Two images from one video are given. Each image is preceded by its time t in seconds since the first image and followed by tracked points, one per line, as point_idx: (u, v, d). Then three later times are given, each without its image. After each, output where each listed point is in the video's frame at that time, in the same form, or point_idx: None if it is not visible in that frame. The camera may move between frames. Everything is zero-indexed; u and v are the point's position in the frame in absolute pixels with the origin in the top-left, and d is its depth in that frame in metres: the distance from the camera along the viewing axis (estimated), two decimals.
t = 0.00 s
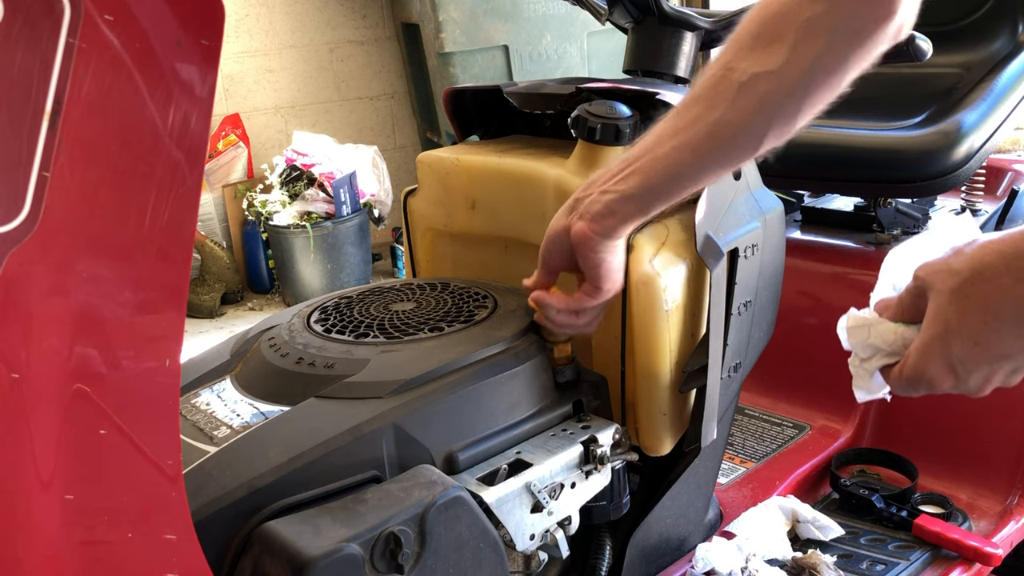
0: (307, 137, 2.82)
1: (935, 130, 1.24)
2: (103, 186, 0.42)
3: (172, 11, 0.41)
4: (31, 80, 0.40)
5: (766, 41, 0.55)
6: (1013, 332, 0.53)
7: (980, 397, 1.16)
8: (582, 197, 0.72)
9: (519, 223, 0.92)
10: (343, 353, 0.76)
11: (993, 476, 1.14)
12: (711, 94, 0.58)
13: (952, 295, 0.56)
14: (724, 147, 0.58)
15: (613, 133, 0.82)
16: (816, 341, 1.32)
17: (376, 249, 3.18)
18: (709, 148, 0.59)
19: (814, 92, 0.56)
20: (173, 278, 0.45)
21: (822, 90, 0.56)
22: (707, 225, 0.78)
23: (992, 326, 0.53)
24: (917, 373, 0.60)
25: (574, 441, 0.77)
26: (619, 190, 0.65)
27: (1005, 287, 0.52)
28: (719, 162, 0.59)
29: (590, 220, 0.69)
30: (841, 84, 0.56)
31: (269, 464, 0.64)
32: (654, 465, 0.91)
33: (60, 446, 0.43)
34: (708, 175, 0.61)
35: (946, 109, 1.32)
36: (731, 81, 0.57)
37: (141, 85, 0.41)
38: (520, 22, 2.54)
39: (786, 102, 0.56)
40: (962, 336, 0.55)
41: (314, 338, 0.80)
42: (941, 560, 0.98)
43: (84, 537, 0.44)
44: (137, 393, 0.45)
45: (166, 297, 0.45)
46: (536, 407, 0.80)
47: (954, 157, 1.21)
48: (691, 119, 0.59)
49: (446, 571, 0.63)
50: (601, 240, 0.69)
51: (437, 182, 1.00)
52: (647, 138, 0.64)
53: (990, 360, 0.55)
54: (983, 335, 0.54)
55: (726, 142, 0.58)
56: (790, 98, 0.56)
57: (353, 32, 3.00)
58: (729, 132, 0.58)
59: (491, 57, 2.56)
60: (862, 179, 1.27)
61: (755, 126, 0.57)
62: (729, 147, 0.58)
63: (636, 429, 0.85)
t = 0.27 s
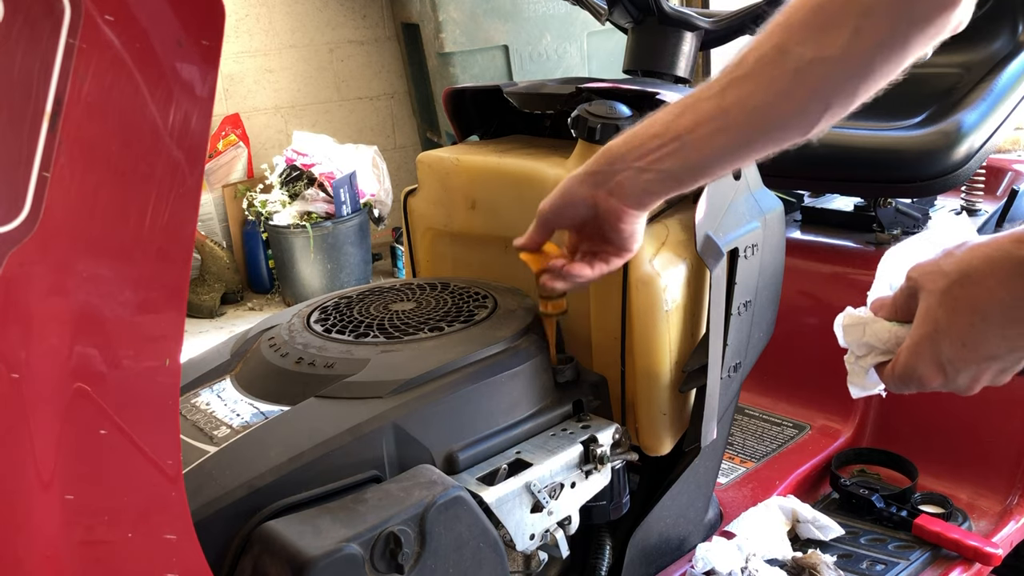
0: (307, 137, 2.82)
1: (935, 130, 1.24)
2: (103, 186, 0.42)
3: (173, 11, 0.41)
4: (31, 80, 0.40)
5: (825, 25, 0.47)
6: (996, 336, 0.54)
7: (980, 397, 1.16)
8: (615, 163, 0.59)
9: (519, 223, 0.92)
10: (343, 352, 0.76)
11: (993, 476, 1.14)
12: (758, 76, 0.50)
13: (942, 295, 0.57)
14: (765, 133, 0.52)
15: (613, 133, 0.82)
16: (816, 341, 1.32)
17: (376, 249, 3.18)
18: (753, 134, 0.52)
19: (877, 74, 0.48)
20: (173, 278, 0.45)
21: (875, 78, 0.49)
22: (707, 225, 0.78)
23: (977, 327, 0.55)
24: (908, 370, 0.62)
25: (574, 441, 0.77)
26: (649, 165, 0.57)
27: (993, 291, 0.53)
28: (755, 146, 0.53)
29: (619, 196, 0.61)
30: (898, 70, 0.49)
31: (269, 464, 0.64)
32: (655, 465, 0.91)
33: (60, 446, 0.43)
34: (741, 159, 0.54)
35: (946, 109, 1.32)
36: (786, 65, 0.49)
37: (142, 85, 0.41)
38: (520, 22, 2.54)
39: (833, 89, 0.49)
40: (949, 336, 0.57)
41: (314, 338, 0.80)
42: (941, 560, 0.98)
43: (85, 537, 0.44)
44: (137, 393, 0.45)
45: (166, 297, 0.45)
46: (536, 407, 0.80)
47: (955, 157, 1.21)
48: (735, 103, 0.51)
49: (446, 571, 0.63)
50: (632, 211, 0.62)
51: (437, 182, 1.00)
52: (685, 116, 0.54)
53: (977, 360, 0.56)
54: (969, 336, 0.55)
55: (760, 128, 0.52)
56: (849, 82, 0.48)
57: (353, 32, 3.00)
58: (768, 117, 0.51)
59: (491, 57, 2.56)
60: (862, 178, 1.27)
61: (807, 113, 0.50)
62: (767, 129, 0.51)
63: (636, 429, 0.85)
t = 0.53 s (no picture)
0: (307, 137, 2.82)
1: (935, 130, 1.24)
2: (104, 186, 0.42)
3: (171, 11, 0.41)
4: (31, 81, 0.40)
5: None
6: (950, 331, 0.51)
7: (980, 397, 1.16)
8: (659, 124, 0.57)
9: (519, 223, 0.92)
10: (342, 353, 0.76)
11: (992, 476, 1.14)
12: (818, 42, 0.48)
13: (899, 292, 0.54)
14: (815, 101, 0.50)
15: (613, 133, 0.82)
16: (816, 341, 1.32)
17: (376, 249, 3.17)
18: (803, 101, 0.50)
19: (936, 47, 0.46)
20: (173, 278, 0.45)
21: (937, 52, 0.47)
22: (707, 225, 0.78)
23: (932, 324, 0.51)
24: (865, 362, 0.59)
25: (573, 441, 0.77)
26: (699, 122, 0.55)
27: (944, 289, 0.50)
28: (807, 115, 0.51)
29: (660, 155, 0.60)
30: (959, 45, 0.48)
31: (268, 464, 0.64)
32: (655, 465, 0.91)
33: (60, 445, 0.43)
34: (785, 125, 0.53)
35: (946, 109, 1.32)
36: (846, 38, 0.47)
37: (141, 85, 0.41)
38: (520, 22, 2.54)
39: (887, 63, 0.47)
40: (906, 331, 0.54)
41: (313, 338, 0.80)
42: (941, 560, 0.98)
43: (84, 537, 0.44)
44: (137, 393, 0.45)
45: (166, 297, 0.45)
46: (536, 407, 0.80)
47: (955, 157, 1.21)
48: (791, 70, 0.49)
49: (446, 571, 0.63)
50: (674, 167, 0.61)
51: (437, 182, 1.00)
52: (736, 83, 0.52)
53: (929, 355, 0.53)
54: (920, 332, 0.53)
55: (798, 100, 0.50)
56: (913, 47, 0.46)
57: (353, 32, 3.00)
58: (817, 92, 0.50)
59: (491, 57, 2.56)
60: (862, 179, 1.27)
61: (864, 83, 0.49)
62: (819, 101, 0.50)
63: (636, 429, 0.85)
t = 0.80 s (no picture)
0: (307, 137, 2.83)
1: (935, 130, 1.24)
2: (104, 186, 0.42)
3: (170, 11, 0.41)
4: (31, 81, 0.40)
5: None
6: (851, 323, 0.48)
7: (980, 396, 1.15)
8: (707, 80, 0.72)
9: (519, 223, 0.92)
10: (342, 353, 0.76)
11: (992, 476, 1.14)
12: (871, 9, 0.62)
13: (806, 283, 0.49)
14: (866, 64, 0.64)
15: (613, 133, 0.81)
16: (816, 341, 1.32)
17: (376, 249, 3.17)
18: (854, 61, 0.64)
19: (989, 22, 0.58)
20: (173, 278, 0.45)
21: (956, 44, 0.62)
22: (707, 225, 0.78)
23: (831, 314, 0.48)
24: (778, 347, 0.55)
25: (573, 441, 0.77)
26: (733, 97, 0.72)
27: (842, 285, 0.47)
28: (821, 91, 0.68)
29: (707, 108, 0.74)
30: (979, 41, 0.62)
31: (269, 464, 0.64)
32: (655, 465, 0.91)
33: (60, 445, 0.43)
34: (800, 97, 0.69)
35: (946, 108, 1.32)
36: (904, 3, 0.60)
37: (141, 84, 0.42)
38: (520, 22, 2.54)
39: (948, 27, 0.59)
40: (810, 321, 0.50)
41: (313, 338, 0.80)
42: (941, 560, 0.98)
43: (85, 537, 0.44)
44: (137, 393, 0.45)
45: (166, 298, 0.45)
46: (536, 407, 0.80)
47: (955, 157, 1.22)
48: (848, 31, 0.63)
49: (446, 571, 0.63)
50: (715, 123, 0.75)
51: (437, 182, 1.00)
52: (791, 42, 0.66)
53: (833, 344, 0.50)
54: (818, 321, 0.49)
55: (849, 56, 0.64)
56: (955, 27, 0.59)
57: (353, 32, 3.00)
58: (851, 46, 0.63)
59: (491, 57, 2.56)
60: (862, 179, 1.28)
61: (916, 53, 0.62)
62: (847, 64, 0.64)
63: (636, 429, 0.85)
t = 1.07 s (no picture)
0: (307, 137, 2.83)
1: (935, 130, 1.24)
2: (104, 186, 0.42)
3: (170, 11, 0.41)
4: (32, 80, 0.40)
5: None
6: (723, 317, 0.54)
7: (980, 396, 1.15)
8: (756, 56, 0.80)
9: (519, 223, 0.92)
10: (342, 353, 0.76)
11: (992, 476, 1.14)
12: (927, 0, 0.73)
13: (689, 281, 0.55)
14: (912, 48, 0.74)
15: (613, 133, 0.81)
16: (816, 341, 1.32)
17: (376, 249, 3.17)
18: (908, 43, 0.74)
19: None
20: (173, 279, 0.45)
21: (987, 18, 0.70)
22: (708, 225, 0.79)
23: (705, 310, 0.55)
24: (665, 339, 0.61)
25: (573, 441, 0.77)
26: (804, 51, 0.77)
27: (714, 285, 0.53)
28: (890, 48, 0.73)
29: (754, 85, 0.82)
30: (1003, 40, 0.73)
31: (269, 464, 0.64)
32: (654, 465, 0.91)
33: (60, 445, 0.43)
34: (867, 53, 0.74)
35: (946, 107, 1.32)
36: None
37: (141, 84, 0.42)
38: (520, 22, 2.54)
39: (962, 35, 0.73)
40: (693, 317, 0.56)
41: (313, 338, 0.80)
42: (941, 560, 0.98)
43: (85, 537, 0.44)
44: (138, 393, 0.45)
45: (166, 298, 0.45)
46: (536, 407, 0.80)
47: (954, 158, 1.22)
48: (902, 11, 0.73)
49: (447, 571, 0.63)
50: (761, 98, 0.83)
51: (437, 182, 1.00)
52: (842, 24, 0.76)
53: (709, 337, 0.57)
54: (699, 317, 0.56)
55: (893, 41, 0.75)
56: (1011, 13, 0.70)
57: (353, 32, 3.00)
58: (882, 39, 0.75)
59: (491, 57, 2.56)
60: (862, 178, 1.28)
61: (966, 41, 0.73)
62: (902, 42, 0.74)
63: (636, 429, 0.85)
